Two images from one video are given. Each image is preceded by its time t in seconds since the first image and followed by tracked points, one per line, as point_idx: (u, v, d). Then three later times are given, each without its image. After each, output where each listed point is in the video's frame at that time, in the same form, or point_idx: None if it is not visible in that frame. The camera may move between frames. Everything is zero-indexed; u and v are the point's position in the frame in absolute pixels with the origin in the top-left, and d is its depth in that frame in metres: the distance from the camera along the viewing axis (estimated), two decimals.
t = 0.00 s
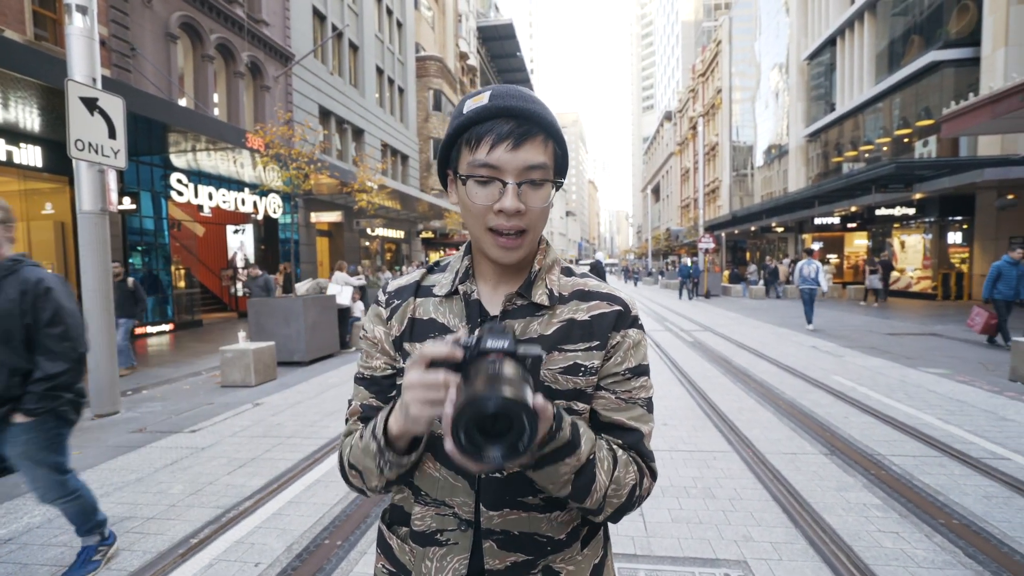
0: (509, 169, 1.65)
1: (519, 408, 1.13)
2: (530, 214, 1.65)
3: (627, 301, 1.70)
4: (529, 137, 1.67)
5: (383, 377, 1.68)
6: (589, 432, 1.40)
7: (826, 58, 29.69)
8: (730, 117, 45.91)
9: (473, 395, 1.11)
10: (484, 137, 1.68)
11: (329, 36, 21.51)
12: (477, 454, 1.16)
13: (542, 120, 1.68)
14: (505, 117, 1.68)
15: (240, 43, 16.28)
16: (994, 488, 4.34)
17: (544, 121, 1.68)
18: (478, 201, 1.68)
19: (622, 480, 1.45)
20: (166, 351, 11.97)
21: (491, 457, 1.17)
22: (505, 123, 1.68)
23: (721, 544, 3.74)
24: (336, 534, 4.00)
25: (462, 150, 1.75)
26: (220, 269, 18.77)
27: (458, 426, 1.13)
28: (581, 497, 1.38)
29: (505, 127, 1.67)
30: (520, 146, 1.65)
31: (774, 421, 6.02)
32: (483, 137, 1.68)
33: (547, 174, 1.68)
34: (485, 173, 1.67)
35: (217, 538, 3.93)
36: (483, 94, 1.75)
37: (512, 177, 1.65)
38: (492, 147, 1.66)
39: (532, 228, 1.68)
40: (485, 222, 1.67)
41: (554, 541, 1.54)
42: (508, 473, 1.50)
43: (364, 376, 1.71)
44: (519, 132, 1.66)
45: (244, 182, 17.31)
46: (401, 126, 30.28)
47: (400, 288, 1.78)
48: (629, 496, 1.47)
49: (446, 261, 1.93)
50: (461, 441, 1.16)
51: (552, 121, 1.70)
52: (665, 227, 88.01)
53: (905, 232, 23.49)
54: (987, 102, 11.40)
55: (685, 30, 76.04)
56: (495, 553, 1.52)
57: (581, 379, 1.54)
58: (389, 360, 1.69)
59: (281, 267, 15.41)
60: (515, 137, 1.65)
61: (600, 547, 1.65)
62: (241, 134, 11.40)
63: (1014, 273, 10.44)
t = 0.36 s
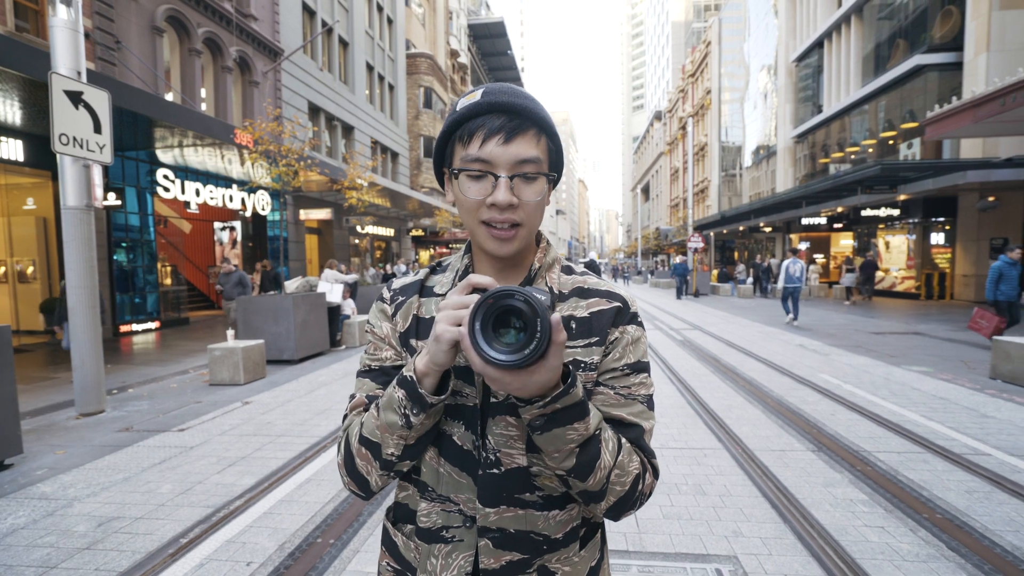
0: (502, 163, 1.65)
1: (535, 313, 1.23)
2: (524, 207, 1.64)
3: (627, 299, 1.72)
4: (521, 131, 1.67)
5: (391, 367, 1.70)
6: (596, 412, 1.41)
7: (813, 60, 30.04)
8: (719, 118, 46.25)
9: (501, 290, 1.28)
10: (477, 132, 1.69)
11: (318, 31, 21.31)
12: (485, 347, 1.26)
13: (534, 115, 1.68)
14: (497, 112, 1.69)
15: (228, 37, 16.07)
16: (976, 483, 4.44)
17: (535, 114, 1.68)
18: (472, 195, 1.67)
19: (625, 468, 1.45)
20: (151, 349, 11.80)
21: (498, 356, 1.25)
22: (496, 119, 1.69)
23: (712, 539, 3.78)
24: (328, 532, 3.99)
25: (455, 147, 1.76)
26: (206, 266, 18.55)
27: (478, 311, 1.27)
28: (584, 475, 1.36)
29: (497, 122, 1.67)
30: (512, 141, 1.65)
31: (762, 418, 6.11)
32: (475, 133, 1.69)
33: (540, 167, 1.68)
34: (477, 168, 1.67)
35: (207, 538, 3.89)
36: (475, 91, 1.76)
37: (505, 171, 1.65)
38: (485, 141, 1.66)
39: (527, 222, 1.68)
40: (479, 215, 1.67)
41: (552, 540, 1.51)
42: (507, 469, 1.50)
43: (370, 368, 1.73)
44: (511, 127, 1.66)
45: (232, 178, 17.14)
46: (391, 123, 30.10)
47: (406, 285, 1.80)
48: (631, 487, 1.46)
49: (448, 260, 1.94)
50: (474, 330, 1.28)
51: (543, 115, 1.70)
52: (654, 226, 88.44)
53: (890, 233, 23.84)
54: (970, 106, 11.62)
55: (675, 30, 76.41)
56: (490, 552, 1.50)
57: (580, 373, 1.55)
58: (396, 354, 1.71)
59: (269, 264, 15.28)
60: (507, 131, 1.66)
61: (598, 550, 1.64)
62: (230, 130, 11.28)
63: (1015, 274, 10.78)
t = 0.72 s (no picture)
0: (506, 152, 1.66)
1: (548, 370, 1.22)
2: (527, 195, 1.65)
3: (628, 297, 1.74)
4: (524, 123, 1.69)
5: (392, 371, 1.71)
6: (603, 422, 1.44)
7: (799, 61, 30.40)
8: (707, 117, 46.64)
9: (507, 351, 1.22)
10: (482, 123, 1.70)
11: (306, 27, 21.09)
12: (501, 413, 1.23)
13: (538, 107, 1.71)
14: (503, 105, 1.71)
15: (214, 31, 15.85)
16: (957, 477, 4.55)
17: (538, 107, 1.70)
18: (477, 184, 1.68)
19: (631, 471, 1.49)
20: (135, 347, 11.63)
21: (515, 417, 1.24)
22: (500, 110, 1.71)
23: (702, 534, 3.83)
24: (320, 531, 3.97)
25: (461, 140, 1.77)
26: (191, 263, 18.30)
27: (488, 380, 1.21)
28: (593, 486, 1.40)
29: (501, 113, 1.69)
30: (516, 131, 1.66)
31: (750, 415, 6.20)
32: (480, 122, 1.70)
33: (543, 159, 1.69)
34: (483, 157, 1.67)
35: (197, 538, 3.86)
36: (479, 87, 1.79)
37: (509, 160, 1.66)
38: (490, 131, 1.67)
39: (530, 213, 1.68)
40: (483, 204, 1.67)
41: (559, 535, 1.57)
42: (516, 469, 1.54)
43: (371, 373, 1.74)
44: (515, 117, 1.68)
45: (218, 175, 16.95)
46: (380, 120, 29.88)
47: (406, 287, 1.79)
48: (636, 486, 1.50)
49: (448, 260, 1.95)
50: (487, 398, 1.23)
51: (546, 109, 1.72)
52: (643, 224, 88.86)
53: (874, 232, 24.24)
54: (952, 109, 11.86)
55: (663, 30, 76.77)
56: (501, 549, 1.54)
57: (585, 373, 1.57)
58: (397, 357, 1.70)
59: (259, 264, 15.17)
60: (511, 122, 1.67)
61: (602, 543, 1.69)
62: (216, 125, 11.13)
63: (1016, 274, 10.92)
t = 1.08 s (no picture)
0: (492, 138, 1.68)
1: (554, 403, 1.20)
2: (515, 178, 1.65)
3: (629, 301, 1.75)
4: (508, 110, 1.71)
5: (388, 376, 1.69)
6: (602, 430, 1.46)
7: (782, 64, 30.84)
8: (692, 119, 47.08)
9: (512, 388, 1.17)
10: (468, 118, 1.74)
11: (291, 24, 20.84)
12: (512, 445, 1.22)
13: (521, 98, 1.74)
14: (488, 98, 1.76)
15: (196, 27, 15.59)
16: (936, 473, 4.67)
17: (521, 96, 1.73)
18: (465, 174, 1.69)
19: (628, 476, 1.50)
20: (113, 348, 11.38)
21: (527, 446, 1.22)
22: (486, 104, 1.74)
23: (691, 532, 3.88)
24: (309, 534, 3.93)
25: (451, 138, 1.80)
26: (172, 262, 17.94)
27: (496, 417, 1.18)
28: (592, 493, 1.42)
29: (484, 105, 1.73)
30: (500, 118, 1.69)
31: (736, 414, 6.28)
32: (465, 118, 1.74)
33: (531, 143, 1.69)
34: (470, 146, 1.69)
35: (182, 542, 3.79)
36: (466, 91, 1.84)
37: (495, 145, 1.67)
38: (474, 122, 1.71)
39: (520, 197, 1.67)
40: (473, 192, 1.68)
41: (561, 535, 1.59)
42: (517, 473, 1.55)
43: (368, 376, 1.72)
44: (499, 107, 1.72)
45: (200, 173, 16.69)
46: (366, 118, 29.63)
47: (404, 289, 1.78)
48: (634, 489, 1.52)
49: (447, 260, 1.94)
50: (498, 433, 1.21)
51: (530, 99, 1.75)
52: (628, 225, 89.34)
53: (853, 234, 24.69)
54: (929, 114, 12.15)
55: (649, 32, 77.32)
56: (504, 549, 1.55)
57: (585, 379, 1.58)
58: (394, 360, 1.69)
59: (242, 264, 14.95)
60: (495, 111, 1.71)
61: (602, 540, 1.70)
62: (199, 123, 10.95)
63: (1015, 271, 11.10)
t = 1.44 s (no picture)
0: (483, 145, 1.66)
1: (558, 304, 1.34)
2: (507, 185, 1.62)
3: (631, 302, 1.76)
4: (499, 117, 1.70)
5: (394, 381, 1.69)
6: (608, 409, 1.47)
7: (771, 68, 31.18)
8: (682, 122, 47.40)
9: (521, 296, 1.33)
10: (460, 124, 1.73)
11: (281, 24, 20.69)
12: (532, 347, 1.27)
13: (511, 103, 1.71)
14: (481, 103, 1.73)
15: (185, 26, 15.43)
16: (925, 471, 4.73)
17: (513, 99, 1.70)
18: (460, 182, 1.68)
19: (633, 463, 1.50)
20: (100, 352, 11.23)
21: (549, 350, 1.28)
22: (480, 108, 1.73)
23: (685, 532, 3.91)
24: (303, 538, 3.89)
25: (445, 147, 1.79)
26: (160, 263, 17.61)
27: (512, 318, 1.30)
28: (601, 472, 1.42)
29: (477, 111, 1.71)
30: (491, 124, 1.67)
31: (727, 414, 6.34)
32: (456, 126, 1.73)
33: (525, 145, 1.67)
34: (463, 154, 1.68)
35: (174, 548, 3.74)
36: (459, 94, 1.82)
37: (486, 151, 1.66)
38: (466, 129, 1.69)
39: (515, 203, 1.64)
40: (467, 202, 1.66)
41: (565, 537, 1.58)
42: (522, 472, 1.57)
43: (372, 380, 1.71)
44: (491, 114, 1.70)
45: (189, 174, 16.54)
46: (357, 119, 29.49)
47: (408, 292, 1.78)
48: (639, 481, 1.52)
49: (450, 265, 1.94)
50: (517, 335, 1.28)
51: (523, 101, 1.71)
52: (619, 227, 89.63)
53: (841, 235, 24.99)
54: (915, 118, 12.35)
55: (639, 35, 77.73)
56: (507, 551, 1.55)
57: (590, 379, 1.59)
58: (399, 364, 1.69)
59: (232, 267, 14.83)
60: (486, 118, 1.69)
61: (606, 543, 1.70)
62: (188, 123, 10.83)
63: None
